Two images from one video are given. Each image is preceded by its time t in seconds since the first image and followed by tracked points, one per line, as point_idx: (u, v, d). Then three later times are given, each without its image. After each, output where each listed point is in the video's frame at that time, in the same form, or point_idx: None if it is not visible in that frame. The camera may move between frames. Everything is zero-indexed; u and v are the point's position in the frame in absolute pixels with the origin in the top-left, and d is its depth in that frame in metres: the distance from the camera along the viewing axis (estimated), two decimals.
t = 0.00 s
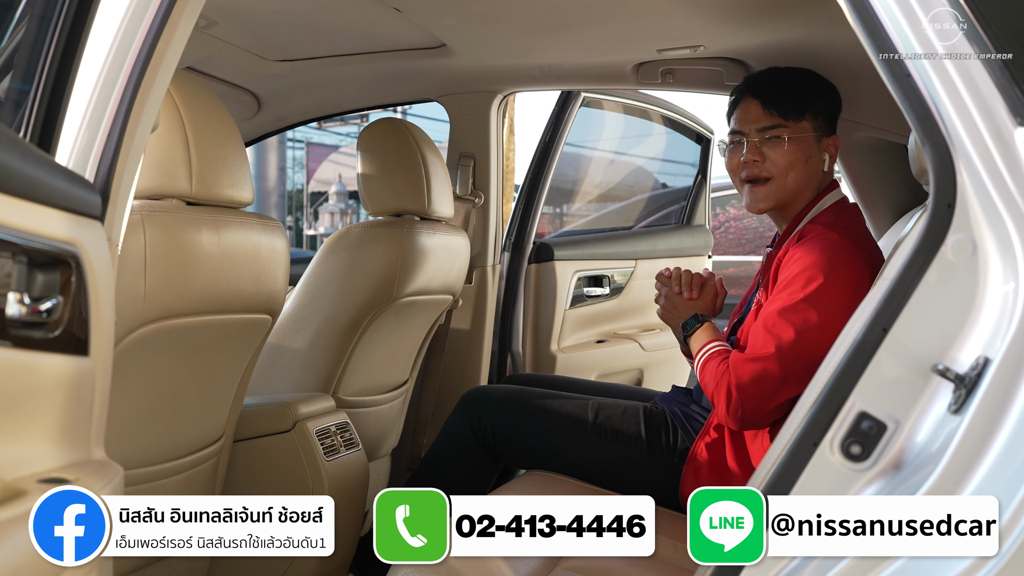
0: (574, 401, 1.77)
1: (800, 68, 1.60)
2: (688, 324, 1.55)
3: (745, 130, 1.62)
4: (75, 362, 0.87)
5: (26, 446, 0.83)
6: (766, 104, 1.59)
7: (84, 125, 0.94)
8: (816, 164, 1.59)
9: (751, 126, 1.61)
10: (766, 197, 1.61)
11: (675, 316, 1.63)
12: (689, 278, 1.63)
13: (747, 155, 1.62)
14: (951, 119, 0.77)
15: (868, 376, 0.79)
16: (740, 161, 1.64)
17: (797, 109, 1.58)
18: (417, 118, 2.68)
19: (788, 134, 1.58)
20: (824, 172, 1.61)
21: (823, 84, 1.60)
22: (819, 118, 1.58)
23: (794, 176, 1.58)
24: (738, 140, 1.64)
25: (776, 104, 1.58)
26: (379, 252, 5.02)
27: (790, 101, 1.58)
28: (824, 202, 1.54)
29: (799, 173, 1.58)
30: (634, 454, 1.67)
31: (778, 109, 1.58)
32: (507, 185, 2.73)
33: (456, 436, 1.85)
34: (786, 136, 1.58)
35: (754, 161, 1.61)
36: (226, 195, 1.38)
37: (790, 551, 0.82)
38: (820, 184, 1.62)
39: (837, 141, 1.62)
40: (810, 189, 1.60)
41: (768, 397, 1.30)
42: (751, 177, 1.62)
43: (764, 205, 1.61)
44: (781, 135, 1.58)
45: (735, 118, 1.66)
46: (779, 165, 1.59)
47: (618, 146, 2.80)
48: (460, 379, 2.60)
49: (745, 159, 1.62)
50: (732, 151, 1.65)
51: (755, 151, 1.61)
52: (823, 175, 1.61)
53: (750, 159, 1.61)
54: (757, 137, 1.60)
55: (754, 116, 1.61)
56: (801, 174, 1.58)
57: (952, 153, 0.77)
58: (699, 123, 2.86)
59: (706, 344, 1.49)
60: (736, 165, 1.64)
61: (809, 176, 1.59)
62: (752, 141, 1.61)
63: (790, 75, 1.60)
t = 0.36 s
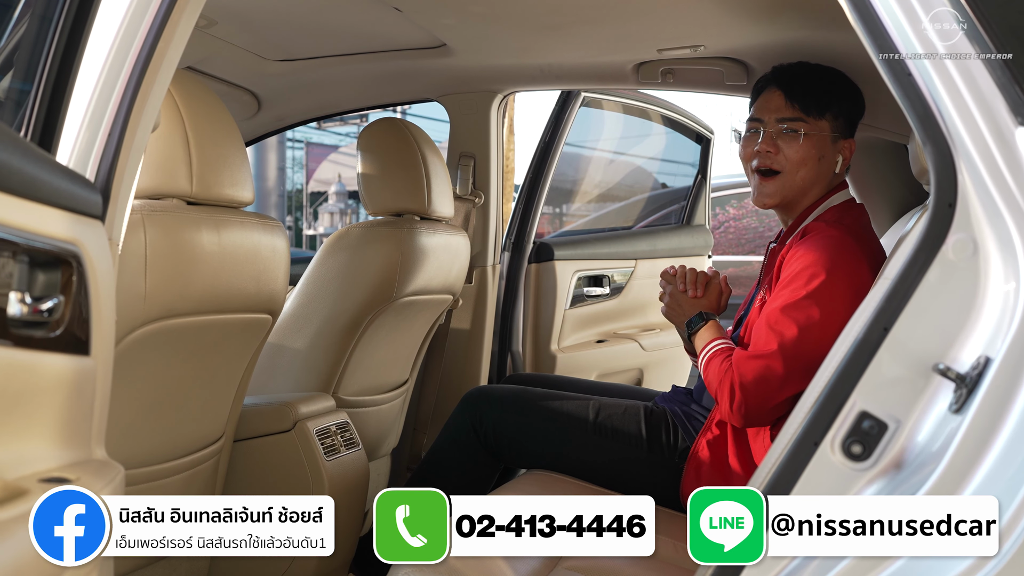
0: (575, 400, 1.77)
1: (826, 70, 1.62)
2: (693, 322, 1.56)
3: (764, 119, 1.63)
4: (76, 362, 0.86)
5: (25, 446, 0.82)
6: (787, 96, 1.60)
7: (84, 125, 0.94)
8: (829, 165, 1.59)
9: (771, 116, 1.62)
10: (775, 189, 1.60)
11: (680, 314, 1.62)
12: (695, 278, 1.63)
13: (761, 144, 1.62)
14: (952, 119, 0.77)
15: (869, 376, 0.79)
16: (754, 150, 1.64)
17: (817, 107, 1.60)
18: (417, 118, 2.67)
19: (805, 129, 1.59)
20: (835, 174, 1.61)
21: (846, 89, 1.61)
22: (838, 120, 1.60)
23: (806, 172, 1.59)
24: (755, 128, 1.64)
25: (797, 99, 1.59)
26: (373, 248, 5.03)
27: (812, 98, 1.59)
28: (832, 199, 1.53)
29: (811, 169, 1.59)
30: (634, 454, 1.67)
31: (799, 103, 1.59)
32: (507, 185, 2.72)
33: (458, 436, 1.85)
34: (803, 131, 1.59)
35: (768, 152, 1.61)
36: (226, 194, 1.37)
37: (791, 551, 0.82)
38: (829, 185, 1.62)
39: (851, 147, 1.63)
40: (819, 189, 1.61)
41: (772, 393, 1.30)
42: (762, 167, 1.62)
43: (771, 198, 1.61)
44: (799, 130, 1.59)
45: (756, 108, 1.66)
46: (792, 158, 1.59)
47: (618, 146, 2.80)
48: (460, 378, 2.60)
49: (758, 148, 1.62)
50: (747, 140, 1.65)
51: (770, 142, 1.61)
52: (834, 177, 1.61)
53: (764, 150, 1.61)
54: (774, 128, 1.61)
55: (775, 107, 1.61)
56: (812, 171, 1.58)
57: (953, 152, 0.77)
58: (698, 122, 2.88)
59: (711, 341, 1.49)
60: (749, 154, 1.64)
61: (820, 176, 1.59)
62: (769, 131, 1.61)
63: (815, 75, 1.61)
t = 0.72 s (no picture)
0: (577, 402, 1.77)
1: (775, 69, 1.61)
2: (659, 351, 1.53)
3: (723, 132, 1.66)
4: (75, 363, 0.86)
5: (24, 448, 0.82)
6: (736, 105, 1.62)
7: (84, 125, 0.94)
8: (788, 163, 1.57)
9: (726, 129, 1.65)
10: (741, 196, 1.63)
11: (646, 346, 1.54)
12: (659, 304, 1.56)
13: (723, 157, 1.65)
14: (952, 119, 0.77)
15: (869, 377, 0.79)
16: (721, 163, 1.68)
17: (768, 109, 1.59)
18: (416, 117, 2.68)
19: (754, 135, 1.60)
20: (802, 167, 1.58)
21: (805, 81, 1.58)
22: (791, 114, 1.57)
23: (764, 175, 1.59)
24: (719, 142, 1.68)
25: (745, 106, 1.60)
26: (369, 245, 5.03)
27: (757, 102, 1.58)
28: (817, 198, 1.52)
29: (769, 172, 1.59)
30: (635, 456, 1.67)
31: (745, 110, 1.60)
32: (507, 185, 2.72)
33: (459, 438, 1.85)
34: (753, 137, 1.60)
35: (728, 164, 1.64)
36: (226, 195, 1.38)
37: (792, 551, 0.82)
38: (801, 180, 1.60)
39: (818, 136, 1.58)
40: (788, 187, 1.59)
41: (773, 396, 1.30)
42: (730, 178, 1.65)
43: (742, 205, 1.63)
44: (747, 137, 1.60)
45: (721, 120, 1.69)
46: (750, 165, 1.61)
47: (617, 146, 2.79)
48: (460, 378, 2.59)
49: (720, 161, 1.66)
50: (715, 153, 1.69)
51: (728, 153, 1.64)
52: (801, 171, 1.59)
53: (724, 162, 1.65)
54: (728, 139, 1.63)
55: (729, 118, 1.64)
56: (770, 173, 1.59)
57: (952, 152, 0.77)
58: (697, 123, 2.85)
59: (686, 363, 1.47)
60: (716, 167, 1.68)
61: (782, 175, 1.59)
62: (726, 144, 1.64)
63: (766, 76, 1.61)
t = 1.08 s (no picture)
0: (579, 405, 1.78)
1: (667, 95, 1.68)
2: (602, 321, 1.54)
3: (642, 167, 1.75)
4: (75, 363, 0.86)
5: (24, 448, 0.82)
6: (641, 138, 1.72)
7: (84, 126, 0.94)
8: (695, 178, 1.64)
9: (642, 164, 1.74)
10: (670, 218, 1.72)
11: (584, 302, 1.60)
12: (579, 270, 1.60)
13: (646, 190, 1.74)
14: (951, 121, 0.77)
15: (868, 378, 0.79)
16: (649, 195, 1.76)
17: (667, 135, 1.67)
18: (417, 118, 2.67)
19: (658, 165, 1.68)
20: (711, 178, 1.64)
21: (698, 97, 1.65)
22: (684, 136, 1.64)
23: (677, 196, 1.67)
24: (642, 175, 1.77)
25: (648, 141, 1.69)
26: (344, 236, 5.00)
27: (654, 135, 1.67)
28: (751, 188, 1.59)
29: (680, 192, 1.66)
30: (637, 459, 1.68)
31: (646, 145, 1.69)
32: (506, 185, 2.72)
33: (462, 441, 1.85)
34: (659, 167, 1.68)
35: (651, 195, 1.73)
36: (226, 196, 1.38)
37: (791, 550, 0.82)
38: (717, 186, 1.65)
39: (716, 144, 1.62)
40: (706, 197, 1.65)
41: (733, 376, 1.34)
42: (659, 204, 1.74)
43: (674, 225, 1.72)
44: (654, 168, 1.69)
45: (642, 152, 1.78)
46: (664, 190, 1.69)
47: (617, 147, 2.79)
48: (460, 378, 2.59)
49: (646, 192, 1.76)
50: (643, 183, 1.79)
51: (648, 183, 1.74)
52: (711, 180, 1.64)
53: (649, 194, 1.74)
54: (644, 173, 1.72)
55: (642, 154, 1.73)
56: (681, 193, 1.66)
57: (952, 153, 0.77)
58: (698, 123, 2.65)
59: (637, 339, 1.49)
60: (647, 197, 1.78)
61: (695, 191, 1.65)
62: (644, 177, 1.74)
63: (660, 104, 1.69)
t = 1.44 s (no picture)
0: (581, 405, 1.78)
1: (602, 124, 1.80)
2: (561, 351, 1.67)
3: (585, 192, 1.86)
4: (74, 364, 0.86)
5: (22, 449, 0.82)
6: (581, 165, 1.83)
7: (83, 127, 0.94)
8: (635, 195, 1.75)
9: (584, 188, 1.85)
10: (615, 238, 1.82)
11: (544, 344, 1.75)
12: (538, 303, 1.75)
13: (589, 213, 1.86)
14: (950, 122, 0.77)
15: (867, 379, 0.79)
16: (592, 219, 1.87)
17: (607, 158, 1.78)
18: (415, 118, 2.66)
19: (599, 186, 1.80)
20: (650, 194, 1.75)
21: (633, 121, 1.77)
22: (621, 156, 1.76)
23: (619, 216, 1.77)
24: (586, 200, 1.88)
25: (589, 164, 1.81)
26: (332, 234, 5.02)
27: (594, 158, 1.79)
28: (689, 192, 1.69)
29: (623, 211, 1.77)
30: (640, 458, 1.68)
31: (587, 168, 1.81)
32: (506, 185, 2.72)
33: (465, 444, 1.85)
34: (600, 188, 1.80)
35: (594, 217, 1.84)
36: (226, 197, 1.38)
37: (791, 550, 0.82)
38: (657, 201, 1.76)
39: (653, 160, 1.74)
40: (647, 213, 1.76)
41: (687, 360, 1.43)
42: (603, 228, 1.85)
43: (619, 244, 1.81)
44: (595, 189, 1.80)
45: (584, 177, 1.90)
46: (607, 211, 1.80)
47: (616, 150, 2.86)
48: (460, 379, 2.59)
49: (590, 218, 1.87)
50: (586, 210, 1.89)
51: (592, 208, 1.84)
52: (650, 195, 1.75)
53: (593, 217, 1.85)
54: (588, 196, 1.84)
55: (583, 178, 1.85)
56: (624, 212, 1.77)
57: (950, 154, 0.77)
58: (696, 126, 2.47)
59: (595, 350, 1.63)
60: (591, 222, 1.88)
61: (636, 208, 1.76)
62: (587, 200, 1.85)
63: (598, 130, 1.81)
